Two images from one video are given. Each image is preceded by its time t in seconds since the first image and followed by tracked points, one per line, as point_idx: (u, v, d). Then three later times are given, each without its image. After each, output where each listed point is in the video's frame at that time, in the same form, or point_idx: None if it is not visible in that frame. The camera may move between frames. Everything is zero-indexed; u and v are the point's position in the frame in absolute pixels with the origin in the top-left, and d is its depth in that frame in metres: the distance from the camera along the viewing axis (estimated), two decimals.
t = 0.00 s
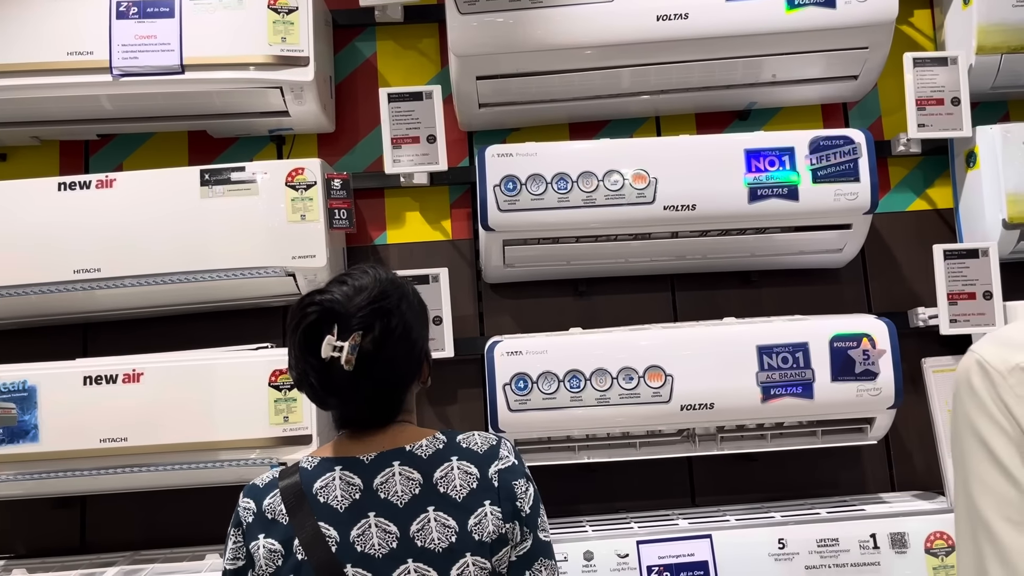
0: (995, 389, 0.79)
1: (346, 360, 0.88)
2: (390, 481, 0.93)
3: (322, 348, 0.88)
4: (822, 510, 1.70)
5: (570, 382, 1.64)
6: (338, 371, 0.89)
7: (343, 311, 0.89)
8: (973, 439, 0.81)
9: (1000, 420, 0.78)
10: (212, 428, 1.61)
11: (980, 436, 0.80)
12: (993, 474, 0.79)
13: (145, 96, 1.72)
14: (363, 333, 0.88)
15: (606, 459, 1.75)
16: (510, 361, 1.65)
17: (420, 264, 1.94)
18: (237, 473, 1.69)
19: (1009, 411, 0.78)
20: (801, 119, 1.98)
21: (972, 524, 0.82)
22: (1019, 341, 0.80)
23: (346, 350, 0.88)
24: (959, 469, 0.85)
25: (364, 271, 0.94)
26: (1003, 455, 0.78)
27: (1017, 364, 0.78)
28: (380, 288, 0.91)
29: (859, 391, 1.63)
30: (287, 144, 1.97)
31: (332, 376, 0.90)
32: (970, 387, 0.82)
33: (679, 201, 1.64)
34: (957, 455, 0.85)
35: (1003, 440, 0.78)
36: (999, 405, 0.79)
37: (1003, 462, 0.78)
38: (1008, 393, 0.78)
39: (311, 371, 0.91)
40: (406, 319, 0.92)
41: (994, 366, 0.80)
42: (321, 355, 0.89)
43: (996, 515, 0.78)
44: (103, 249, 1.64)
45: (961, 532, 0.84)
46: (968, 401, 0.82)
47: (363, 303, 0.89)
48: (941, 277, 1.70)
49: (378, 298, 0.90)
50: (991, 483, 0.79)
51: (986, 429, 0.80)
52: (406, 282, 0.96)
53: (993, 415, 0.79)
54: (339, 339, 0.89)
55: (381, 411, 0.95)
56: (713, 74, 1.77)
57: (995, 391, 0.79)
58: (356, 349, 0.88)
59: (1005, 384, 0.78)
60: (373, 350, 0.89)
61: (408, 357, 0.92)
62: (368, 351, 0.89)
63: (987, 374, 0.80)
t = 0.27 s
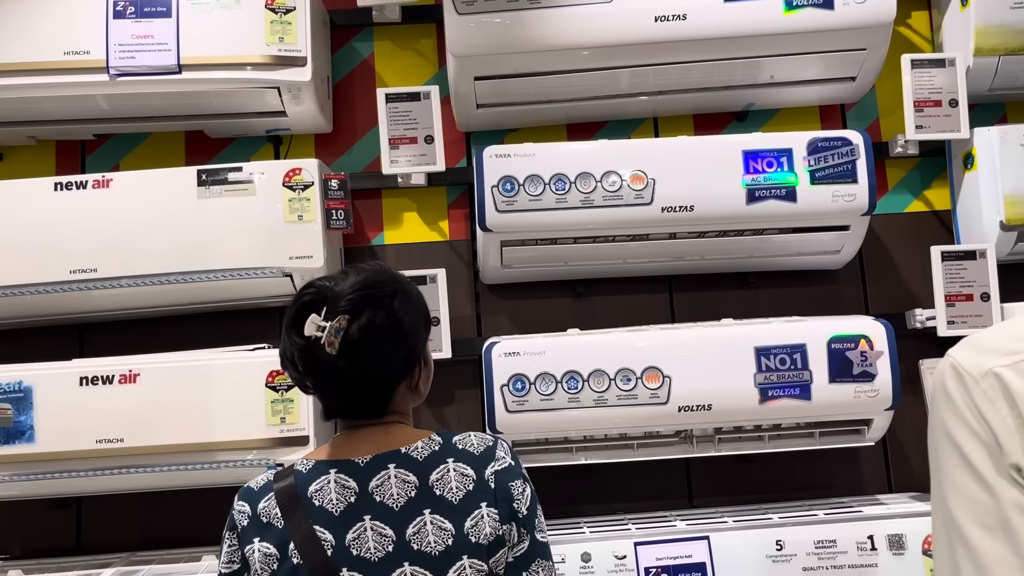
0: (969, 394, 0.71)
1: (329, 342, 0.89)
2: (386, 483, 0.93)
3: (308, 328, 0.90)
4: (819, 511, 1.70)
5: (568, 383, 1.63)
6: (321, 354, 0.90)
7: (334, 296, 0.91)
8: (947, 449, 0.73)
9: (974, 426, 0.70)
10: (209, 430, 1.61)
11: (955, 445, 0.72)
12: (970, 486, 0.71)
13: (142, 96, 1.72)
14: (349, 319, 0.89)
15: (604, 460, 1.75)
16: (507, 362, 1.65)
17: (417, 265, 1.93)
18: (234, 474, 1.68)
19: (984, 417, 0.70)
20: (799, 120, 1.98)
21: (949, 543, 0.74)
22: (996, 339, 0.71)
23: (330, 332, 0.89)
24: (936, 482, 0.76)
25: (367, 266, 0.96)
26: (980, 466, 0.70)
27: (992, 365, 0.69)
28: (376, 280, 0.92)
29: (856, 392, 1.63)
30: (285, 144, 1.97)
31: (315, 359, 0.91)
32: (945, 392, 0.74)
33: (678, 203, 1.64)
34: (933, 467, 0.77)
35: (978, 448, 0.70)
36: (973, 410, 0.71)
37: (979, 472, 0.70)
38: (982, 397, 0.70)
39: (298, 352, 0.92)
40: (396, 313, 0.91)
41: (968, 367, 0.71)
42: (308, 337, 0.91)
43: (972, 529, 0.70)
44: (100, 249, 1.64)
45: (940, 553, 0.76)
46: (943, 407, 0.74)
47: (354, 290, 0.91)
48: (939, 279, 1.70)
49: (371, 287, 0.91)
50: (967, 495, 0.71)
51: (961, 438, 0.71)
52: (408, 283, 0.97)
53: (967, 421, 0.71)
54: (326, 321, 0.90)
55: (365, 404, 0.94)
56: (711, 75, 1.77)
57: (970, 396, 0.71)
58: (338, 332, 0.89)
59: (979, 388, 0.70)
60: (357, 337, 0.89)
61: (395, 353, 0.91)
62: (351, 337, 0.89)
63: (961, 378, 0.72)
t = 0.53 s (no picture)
0: (939, 408, 0.68)
1: (320, 337, 0.90)
2: (384, 486, 0.93)
3: (301, 322, 0.91)
4: (818, 513, 1.70)
5: (567, 385, 1.63)
6: (312, 348, 0.91)
7: (330, 292, 0.92)
8: (919, 464, 0.70)
9: (944, 442, 0.67)
10: (208, 431, 1.61)
11: (926, 462, 0.69)
12: (942, 506, 0.68)
13: (141, 96, 1.71)
14: (342, 315, 0.90)
15: (603, 462, 1.75)
16: (506, 364, 1.65)
17: (416, 266, 1.93)
18: (232, 476, 1.68)
19: (954, 432, 0.67)
20: (799, 122, 1.98)
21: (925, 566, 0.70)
22: (967, 350, 0.68)
23: (322, 326, 0.90)
24: (911, 503, 0.73)
25: (369, 267, 0.97)
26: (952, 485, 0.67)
27: (962, 379, 0.67)
28: (373, 279, 0.93)
29: (856, 395, 1.63)
30: (284, 145, 1.97)
31: (308, 354, 0.91)
32: (917, 409, 0.71)
33: (677, 204, 1.64)
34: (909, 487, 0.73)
35: (948, 464, 0.67)
36: (944, 425, 0.67)
37: (948, 488, 0.67)
38: (951, 411, 0.67)
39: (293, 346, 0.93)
40: (391, 312, 0.91)
41: (939, 381, 0.69)
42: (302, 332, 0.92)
43: (944, 550, 0.67)
44: (99, 250, 1.63)
45: None
46: (915, 422, 0.71)
47: (350, 287, 0.92)
48: (938, 280, 1.70)
49: (367, 285, 0.92)
50: (938, 514, 0.68)
51: (931, 454, 0.68)
52: (409, 285, 0.97)
53: (937, 437, 0.68)
54: (320, 316, 0.91)
55: (356, 402, 0.94)
56: (711, 77, 1.77)
57: (940, 411, 0.68)
58: (329, 327, 0.89)
59: (948, 402, 0.67)
60: (348, 334, 0.89)
61: (387, 352, 0.91)
62: (343, 333, 0.89)
63: (933, 394, 0.69)
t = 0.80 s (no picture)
0: (929, 419, 0.69)
1: (322, 336, 0.90)
2: (385, 489, 0.92)
3: (303, 321, 0.91)
4: (820, 516, 1.69)
5: (569, 387, 1.63)
6: (313, 348, 0.90)
7: (332, 292, 0.92)
8: (911, 474, 0.72)
9: (934, 452, 0.69)
10: (208, 433, 1.60)
11: (917, 472, 0.71)
12: (935, 522, 0.69)
13: (142, 98, 1.71)
14: (343, 315, 0.90)
15: (604, 464, 1.74)
16: (507, 366, 1.64)
17: (417, 268, 1.93)
18: (233, 478, 1.68)
19: (944, 442, 0.68)
20: (800, 123, 1.98)
21: None
22: (955, 361, 0.70)
23: (323, 326, 0.90)
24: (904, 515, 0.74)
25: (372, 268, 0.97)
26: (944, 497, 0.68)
27: (951, 389, 0.68)
28: (375, 280, 0.93)
29: (858, 397, 1.63)
30: (285, 146, 1.96)
31: (309, 353, 0.91)
32: (908, 420, 0.72)
33: (679, 206, 1.64)
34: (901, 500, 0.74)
35: (939, 474, 0.68)
36: (935, 436, 0.69)
37: (939, 498, 0.68)
38: (941, 421, 0.68)
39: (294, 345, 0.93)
40: (392, 313, 0.91)
41: (928, 392, 0.70)
42: (304, 331, 0.92)
43: (936, 561, 0.68)
44: (99, 251, 1.63)
45: None
46: (906, 433, 0.72)
47: (352, 287, 0.92)
48: (940, 282, 1.70)
49: (368, 286, 0.92)
50: (930, 523, 0.69)
51: (922, 465, 0.70)
52: (412, 287, 0.97)
53: (928, 447, 0.69)
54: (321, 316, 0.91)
55: (357, 403, 0.93)
56: (712, 78, 1.77)
57: (931, 422, 0.69)
58: (330, 326, 0.89)
59: (937, 413, 0.69)
60: (349, 334, 0.89)
61: (388, 353, 0.91)
62: (344, 333, 0.89)
63: (922, 406, 0.70)
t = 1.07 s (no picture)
0: (957, 416, 0.68)
1: (322, 337, 0.89)
2: (384, 493, 0.92)
3: (303, 322, 0.90)
4: (820, 519, 1.69)
5: (568, 390, 1.63)
6: (314, 348, 0.90)
7: (332, 293, 0.92)
8: (936, 472, 0.70)
9: (963, 449, 0.67)
10: (207, 436, 1.60)
11: (943, 472, 0.69)
12: (956, 521, 0.67)
13: (142, 101, 1.71)
14: (344, 316, 0.89)
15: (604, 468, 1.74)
16: (507, 369, 1.64)
17: (416, 271, 1.93)
18: (232, 481, 1.68)
19: (973, 439, 0.66)
20: (800, 126, 1.98)
21: None
22: (986, 358, 0.69)
23: (323, 326, 0.89)
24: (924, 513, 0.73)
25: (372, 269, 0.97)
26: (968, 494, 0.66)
27: (983, 385, 0.67)
28: (375, 281, 0.92)
29: (857, 399, 1.62)
30: (284, 149, 1.97)
31: (309, 354, 0.91)
32: (932, 416, 0.71)
33: (678, 209, 1.64)
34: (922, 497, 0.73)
35: (966, 471, 0.67)
36: (962, 432, 0.67)
37: (966, 496, 0.67)
38: (971, 418, 0.67)
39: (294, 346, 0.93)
40: (392, 314, 0.91)
41: (956, 389, 0.69)
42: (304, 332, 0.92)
43: (962, 561, 0.66)
44: (99, 254, 1.63)
45: None
46: (931, 430, 0.71)
47: (352, 288, 0.91)
48: (940, 285, 1.70)
49: (369, 287, 0.91)
50: (957, 524, 0.67)
51: (948, 463, 0.68)
52: (412, 288, 0.96)
53: (956, 444, 0.68)
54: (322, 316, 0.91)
55: (357, 404, 0.93)
56: (711, 81, 1.77)
57: (958, 419, 0.68)
58: (331, 327, 0.89)
59: (967, 409, 0.67)
60: (350, 335, 0.89)
61: (388, 354, 0.91)
62: (344, 333, 0.89)
63: (949, 401, 0.69)
